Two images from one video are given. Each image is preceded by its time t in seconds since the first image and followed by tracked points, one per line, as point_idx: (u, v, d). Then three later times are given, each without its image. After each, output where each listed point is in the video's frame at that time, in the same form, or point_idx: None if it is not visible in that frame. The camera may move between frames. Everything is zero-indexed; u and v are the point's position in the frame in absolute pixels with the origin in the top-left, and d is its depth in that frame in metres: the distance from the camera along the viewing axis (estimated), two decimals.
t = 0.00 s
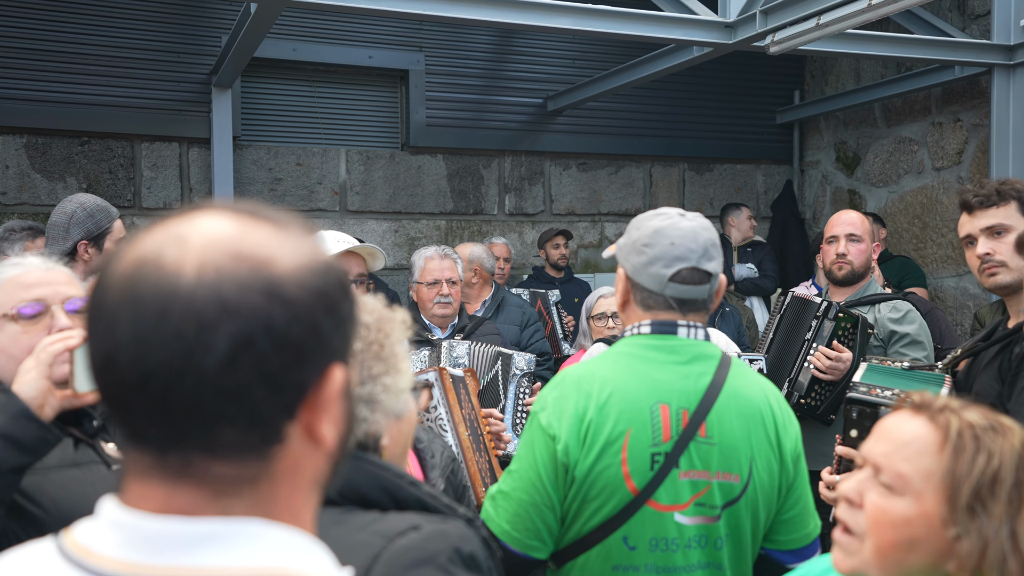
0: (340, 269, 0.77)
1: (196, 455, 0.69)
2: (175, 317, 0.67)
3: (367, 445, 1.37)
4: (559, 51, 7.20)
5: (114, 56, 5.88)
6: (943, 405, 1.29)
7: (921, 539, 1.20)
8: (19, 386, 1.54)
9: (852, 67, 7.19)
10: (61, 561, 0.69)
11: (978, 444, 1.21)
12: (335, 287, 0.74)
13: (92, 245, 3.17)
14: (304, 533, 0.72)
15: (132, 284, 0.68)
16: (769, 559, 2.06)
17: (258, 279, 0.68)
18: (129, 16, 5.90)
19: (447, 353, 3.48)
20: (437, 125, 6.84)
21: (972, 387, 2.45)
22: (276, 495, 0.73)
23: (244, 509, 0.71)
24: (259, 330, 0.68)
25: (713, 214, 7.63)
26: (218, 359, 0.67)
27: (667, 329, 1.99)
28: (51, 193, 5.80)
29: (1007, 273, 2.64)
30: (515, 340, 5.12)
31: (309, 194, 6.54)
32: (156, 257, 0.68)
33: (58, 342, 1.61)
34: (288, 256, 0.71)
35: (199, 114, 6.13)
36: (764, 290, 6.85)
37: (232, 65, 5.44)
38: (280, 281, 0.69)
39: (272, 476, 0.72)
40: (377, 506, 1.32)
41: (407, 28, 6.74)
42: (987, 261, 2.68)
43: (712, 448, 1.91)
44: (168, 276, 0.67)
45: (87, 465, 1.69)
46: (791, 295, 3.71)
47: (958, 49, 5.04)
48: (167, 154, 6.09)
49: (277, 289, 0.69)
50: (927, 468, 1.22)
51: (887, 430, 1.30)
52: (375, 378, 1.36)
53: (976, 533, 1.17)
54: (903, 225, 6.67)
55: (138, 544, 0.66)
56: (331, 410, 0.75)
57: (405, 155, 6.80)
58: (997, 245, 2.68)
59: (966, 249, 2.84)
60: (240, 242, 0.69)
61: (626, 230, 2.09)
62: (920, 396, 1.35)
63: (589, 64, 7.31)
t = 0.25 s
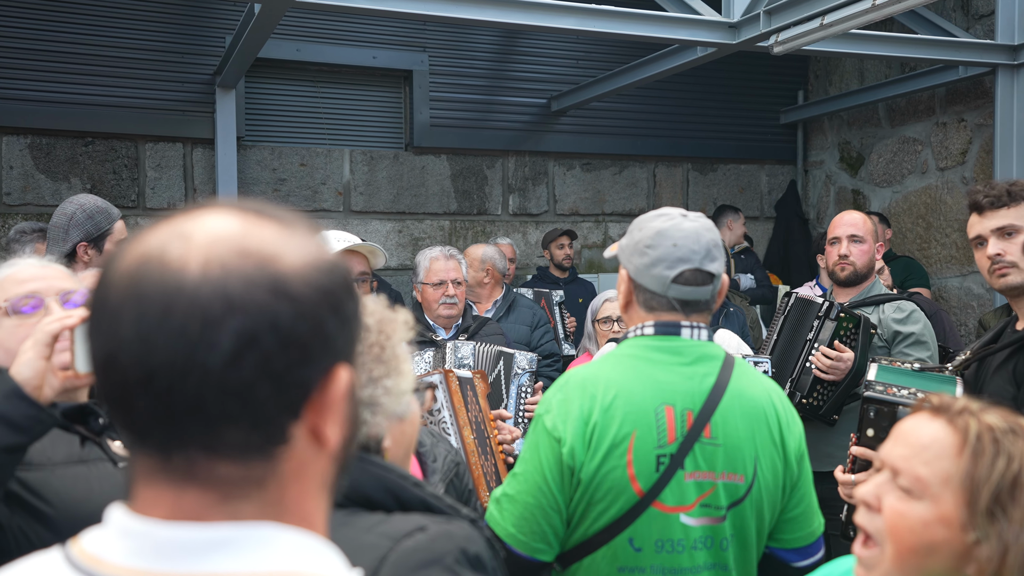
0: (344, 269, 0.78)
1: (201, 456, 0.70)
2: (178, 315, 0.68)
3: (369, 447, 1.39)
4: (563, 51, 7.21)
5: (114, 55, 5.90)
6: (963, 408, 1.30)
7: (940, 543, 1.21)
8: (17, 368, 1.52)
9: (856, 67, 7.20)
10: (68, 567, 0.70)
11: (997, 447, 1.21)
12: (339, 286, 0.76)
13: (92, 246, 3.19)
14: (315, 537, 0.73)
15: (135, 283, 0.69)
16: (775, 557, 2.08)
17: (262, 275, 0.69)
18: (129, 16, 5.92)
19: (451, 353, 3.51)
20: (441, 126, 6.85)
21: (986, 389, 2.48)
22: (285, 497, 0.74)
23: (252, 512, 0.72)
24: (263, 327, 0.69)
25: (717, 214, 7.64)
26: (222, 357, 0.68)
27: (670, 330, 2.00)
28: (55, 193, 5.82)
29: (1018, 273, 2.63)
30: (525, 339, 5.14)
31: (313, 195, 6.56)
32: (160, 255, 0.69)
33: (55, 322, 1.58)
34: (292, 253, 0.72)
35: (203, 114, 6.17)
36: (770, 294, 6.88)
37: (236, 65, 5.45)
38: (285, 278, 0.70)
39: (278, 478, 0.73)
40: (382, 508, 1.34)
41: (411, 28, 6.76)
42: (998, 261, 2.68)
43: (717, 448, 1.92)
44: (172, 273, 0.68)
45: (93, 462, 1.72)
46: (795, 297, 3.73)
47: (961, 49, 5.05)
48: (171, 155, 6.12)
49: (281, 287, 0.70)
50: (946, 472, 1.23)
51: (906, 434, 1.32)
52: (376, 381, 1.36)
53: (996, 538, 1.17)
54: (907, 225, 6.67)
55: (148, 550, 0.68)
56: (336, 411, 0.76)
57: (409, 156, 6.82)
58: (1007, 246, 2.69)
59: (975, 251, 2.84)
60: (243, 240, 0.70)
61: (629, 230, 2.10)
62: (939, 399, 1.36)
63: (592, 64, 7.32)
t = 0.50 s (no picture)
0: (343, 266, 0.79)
1: (206, 456, 0.71)
2: (180, 317, 0.68)
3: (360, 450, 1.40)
4: (564, 52, 7.23)
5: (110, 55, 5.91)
6: (969, 411, 1.32)
7: (948, 547, 1.22)
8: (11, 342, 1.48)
9: (858, 68, 7.21)
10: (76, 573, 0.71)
11: (1005, 450, 1.23)
12: (339, 283, 0.76)
13: (89, 247, 3.20)
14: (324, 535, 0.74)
15: (135, 286, 0.69)
16: (775, 556, 2.09)
17: (262, 275, 0.70)
18: (123, 16, 5.92)
19: (453, 354, 3.52)
20: (442, 126, 6.87)
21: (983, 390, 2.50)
22: (292, 496, 0.75)
23: (259, 511, 0.73)
24: (266, 327, 0.70)
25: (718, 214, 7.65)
26: (225, 358, 0.69)
27: (670, 331, 2.01)
28: (56, 193, 5.85)
29: (1021, 272, 2.65)
30: (528, 339, 5.15)
31: (314, 195, 6.58)
32: (159, 257, 0.70)
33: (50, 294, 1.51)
34: (292, 252, 0.73)
35: (204, 115, 6.19)
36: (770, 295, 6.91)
37: (237, 66, 5.47)
38: (285, 277, 0.71)
39: (285, 477, 0.74)
40: (373, 512, 1.37)
41: (413, 29, 6.77)
42: (1002, 258, 2.69)
43: (718, 449, 1.94)
44: (172, 275, 0.69)
45: (92, 461, 1.74)
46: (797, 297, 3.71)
47: (962, 50, 5.06)
48: (172, 155, 6.14)
49: (282, 286, 0.70)
50: (953, 475, 1.24)
51: (912, 437, 1.33)
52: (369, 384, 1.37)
53: (1004, 541, 1.18)
54: (908, 226, 6.68)
55: (158, 552, 0.69)
56: (339, 409, 0.77)
57: (410, 156, 6.84)
58: (1012, 243, 2.70)
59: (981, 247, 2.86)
60: (242, 240, 0.71)
61: (629, 232, 2.11)
62: (946, 403, 1.38)
63: (594, 65, 7.33)
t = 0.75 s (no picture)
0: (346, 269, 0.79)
1: (206, 460, 0.72)
2: (180, 320, 0.69)
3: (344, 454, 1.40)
4: (560, 52, 7.22)
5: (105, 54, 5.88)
6: (963, 413, 1.32)
7: (944, 550, 1.22)
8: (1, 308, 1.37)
9: (853, 68, 7.22)
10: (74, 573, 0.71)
11: (1000, 452, 1.23)
12: (342, 286, 0.76)
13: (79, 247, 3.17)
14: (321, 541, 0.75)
15: (136, 289, 0.70)
16: (769, 555, 2.10)
17: (264, 278, 0.70)
18: (120, 15, 5.90)
19: (448, 354, 3.50)
20: (437, 127, 6.86)
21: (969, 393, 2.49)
22: (291, 500, 0.75)
23: (258, 515, 0.74)
24: (266, 331, 0.70)
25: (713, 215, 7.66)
26: (225, 363, 0.69)
27: (665, 332, 2.01)
28: (50, 193, 5.83)
29: (1017, 270, 2.64)
30: (526, 339, 5.16)
31: (309, 195, 6.57)
32: (160, 261, 0.70)
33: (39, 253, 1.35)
34: (294, 255, 0.73)
35: (199, 115, 6.17)
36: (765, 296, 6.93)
37: (231, 66, 5.46)
38: (286, 280, 0.71)
39: (285, 481, 0.75)
40: (359, 516, 1.37)
41: (408, 29, 6.77)
42: (1001, 256, 2.68)
43: (712, 449, 1.94)
44: (172, 278, 0.69)
45: (83, 461, 1.74)
46: (795, 298, 3.73)
47: (957, 51, 5.07)
48: (166, 155, 6.12)
49: (283, 290, 0.71)
50: (949, 477, 1.24)
51: (906, 439, 1.33)
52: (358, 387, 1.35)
53: (999, 543, 1.18)
54: (902, 226, 6.70)
55: (150, 556, 0.69)
56: (342, 413, 0.78)
57: (405, 156, 6.83)
58: (1011, 241, 2.69)
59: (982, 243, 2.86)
60: (242, 244, 0.71)
61: (624, 232, 2.11)
62: (940, 404, 1.39)
63: (589, 65, 7.33)
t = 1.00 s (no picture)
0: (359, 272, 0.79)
1: (216, 456, 0.71)
2: (196, 317, 0.68)
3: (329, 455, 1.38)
4: (552, 52, 7.21)
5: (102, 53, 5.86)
6: (952, 411, 1.32)
7: (931, 545, 1.21)
8: None
9: (844, 69, 7.23)
10: (82, 564, 0.70)
11: (988, 450, 1.23)
12: (356, 288, 0.76)
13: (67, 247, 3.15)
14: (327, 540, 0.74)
15: (152, 284, 0.69)
16: (757, 555, 2.10)
17: (279, 278, 0.70)
18: (120, 15, 5.89)
19: (441, 354, 3.50)
20: (429, 126, 6.85)
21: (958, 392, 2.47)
22: (298, 498, 0.75)
23: (266, 512, 0.73)
24: (280, 330, 0.70)
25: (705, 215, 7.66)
26: (239, 360, 0.68)
27: (655, 332, 2.01)
28: (40, 193, 5.79)
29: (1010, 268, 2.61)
30: (522, 340, 5.16)
31: (301, 195, 6.55)
32: (177, 257, 0.70)
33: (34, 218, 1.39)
34: (310, 255, 0.73)
35: (191, 114, 6.13)
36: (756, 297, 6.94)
37: (223, 65, 5.43)
38: (302, 281, 0.71)
39: (293, 479, 0.74)
40: (351, 517, 1.36)
41: (400, 29, 6.75)
42: (995, 255, 2.66)
43: (702, 449, 1.93)
44: (189, 275, 0.69)
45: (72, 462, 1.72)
46: (793, 298, 3.72)
47: (948, 52, 5.07)
48: (158, 154, 6.08)
49: (298, 289, 0.70)
50: (937, 473, 1.24)
51: (896, 435, 1.33)
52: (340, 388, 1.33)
53: (985, 539, 1.18)
54: (893, 226, 6.72)
55: (158, 550, 0.68)
56: (352, 413, 0.77)
57: (397, 156, 6.82)
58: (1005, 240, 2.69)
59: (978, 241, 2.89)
60: (258, 243, 0.71)
61: (614, 233, 2.11)
62: (929, 402, 1.38)
63: (581, 65, 7.33)
